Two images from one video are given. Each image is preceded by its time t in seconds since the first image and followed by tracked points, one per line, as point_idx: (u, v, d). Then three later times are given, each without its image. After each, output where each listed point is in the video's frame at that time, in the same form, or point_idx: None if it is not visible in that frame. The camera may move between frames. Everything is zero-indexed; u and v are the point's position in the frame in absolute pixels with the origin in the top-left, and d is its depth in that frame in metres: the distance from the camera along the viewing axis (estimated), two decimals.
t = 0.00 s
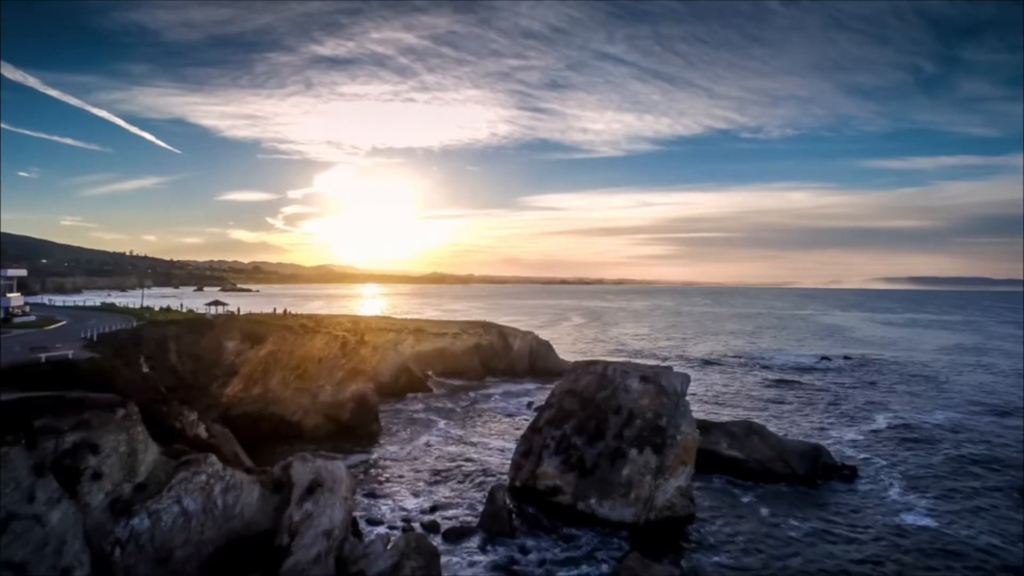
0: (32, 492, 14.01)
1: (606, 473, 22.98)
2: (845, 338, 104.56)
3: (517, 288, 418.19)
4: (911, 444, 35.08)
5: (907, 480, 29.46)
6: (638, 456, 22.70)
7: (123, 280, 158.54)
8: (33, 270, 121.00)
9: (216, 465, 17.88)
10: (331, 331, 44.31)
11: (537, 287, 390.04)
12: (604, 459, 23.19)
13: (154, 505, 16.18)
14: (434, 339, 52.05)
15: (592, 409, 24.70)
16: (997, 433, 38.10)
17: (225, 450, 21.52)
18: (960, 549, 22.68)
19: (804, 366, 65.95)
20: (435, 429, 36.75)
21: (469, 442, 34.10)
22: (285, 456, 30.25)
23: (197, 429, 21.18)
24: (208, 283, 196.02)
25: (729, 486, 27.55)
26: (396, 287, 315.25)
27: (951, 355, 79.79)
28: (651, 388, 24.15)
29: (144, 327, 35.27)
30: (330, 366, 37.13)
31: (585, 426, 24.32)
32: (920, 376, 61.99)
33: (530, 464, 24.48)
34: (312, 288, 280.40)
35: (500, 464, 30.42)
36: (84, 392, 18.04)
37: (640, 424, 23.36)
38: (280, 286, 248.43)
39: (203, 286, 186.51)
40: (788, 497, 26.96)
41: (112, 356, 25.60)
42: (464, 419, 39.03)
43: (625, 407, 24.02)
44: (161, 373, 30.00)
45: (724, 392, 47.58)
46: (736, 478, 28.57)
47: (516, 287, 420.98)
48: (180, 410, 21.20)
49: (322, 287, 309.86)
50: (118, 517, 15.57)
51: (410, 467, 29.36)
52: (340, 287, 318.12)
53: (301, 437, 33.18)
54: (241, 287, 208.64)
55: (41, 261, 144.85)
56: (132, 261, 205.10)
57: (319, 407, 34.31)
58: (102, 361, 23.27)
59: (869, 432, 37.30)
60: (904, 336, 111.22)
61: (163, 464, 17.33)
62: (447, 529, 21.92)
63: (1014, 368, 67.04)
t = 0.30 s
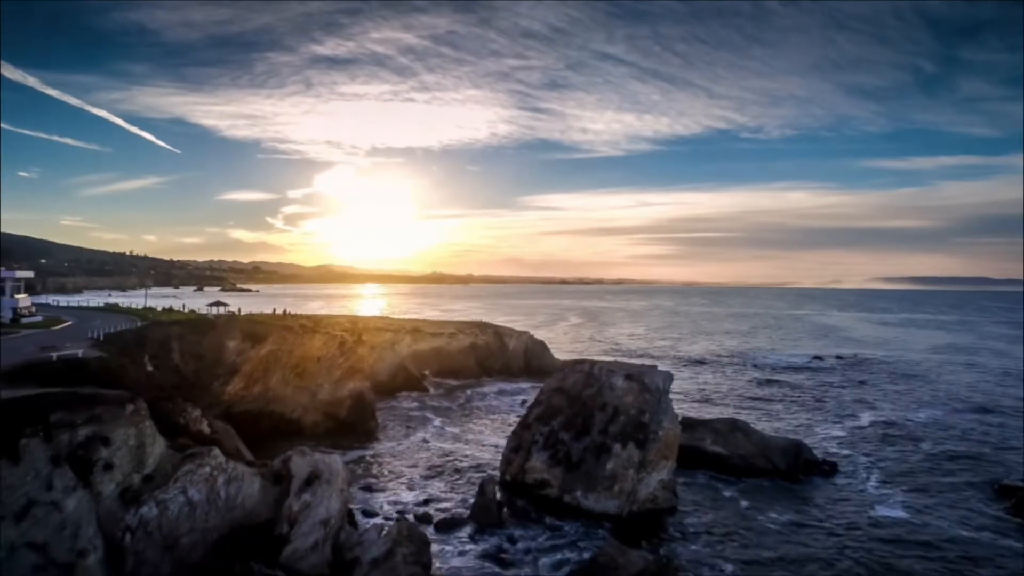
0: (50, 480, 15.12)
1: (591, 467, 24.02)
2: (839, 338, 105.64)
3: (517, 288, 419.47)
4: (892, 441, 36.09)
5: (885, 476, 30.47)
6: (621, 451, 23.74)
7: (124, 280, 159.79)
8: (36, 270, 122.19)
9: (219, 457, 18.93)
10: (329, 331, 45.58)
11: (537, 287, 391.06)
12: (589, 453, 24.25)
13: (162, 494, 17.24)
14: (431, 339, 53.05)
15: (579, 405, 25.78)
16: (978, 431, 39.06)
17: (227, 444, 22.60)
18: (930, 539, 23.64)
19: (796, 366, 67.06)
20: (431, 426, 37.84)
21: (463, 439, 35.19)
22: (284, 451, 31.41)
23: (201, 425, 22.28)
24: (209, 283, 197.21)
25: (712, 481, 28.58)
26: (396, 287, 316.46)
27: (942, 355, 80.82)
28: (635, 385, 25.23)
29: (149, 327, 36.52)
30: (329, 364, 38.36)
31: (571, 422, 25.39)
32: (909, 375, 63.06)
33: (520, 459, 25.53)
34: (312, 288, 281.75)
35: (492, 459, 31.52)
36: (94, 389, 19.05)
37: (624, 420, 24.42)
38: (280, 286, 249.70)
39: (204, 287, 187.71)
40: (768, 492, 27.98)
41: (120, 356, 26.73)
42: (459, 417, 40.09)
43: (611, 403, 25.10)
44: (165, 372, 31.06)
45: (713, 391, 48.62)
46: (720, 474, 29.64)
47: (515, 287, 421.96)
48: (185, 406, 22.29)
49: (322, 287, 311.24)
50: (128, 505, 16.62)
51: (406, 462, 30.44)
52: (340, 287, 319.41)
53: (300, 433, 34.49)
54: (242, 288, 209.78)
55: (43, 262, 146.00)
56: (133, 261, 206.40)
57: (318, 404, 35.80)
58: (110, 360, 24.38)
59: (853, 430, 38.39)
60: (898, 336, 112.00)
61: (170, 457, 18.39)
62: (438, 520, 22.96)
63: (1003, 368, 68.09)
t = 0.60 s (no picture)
0: (64, 470, 16.19)
1: (577, 461, 25.01)
2: (833, 338, 106.54)
3: (516, 288, 420.23)
4: (874, 438, 37.13)
5: (864, 472, 31.49)
6: (606, 446, 24.74)
7: (125, 280, 160.90)
8: (37, 270, 123.27)
9: (221, 451, 19.96)
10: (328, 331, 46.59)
11: (536, 287, 391.88)
12: (576, 449, 25.27)
13: (167, 485, 18.28)
14: (428, 339, 54.06)
15: (566, 403, 26.82)
16: (959, 428, 40.06)
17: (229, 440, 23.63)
18: (901, 530, 24.68)
19: (787, 366, 68.07)
20: (426, 424, 38.88)
21: (457, 436, 36.23)
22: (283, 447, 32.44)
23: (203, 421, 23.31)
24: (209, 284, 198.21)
25: (695, 477, 29.62)
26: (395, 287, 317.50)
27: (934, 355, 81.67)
28: (620, 384, 26.28)
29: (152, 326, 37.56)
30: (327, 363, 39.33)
31: (559, 419, 26.42)
32: (898, 374, 64.03)
33: (509, 455, 26.57)
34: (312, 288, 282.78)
35: (485, 455, 32.58)
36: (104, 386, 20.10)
37: (609, 417, 25.45)
38: (280, 286, 250.74)
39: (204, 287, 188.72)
40: (749, 486, 29.03)
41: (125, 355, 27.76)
42: (454, 415, 41.12)
43: (596, 401, 26.14)
44: (168, 370, 32.06)
45: (704, 390, 49.66)
46: (704, 469, 30.67)
47: (515, 287, 422.81)
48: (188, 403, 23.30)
49: (322, 287, 312.44)
50: (136, 495, 17.66)
51: (401, 458, 31.50)
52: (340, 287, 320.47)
53: (299, 430, 35.51)
54: (241, 288, 210.81)
55: (45, 262, 147.04)
56: (133, 262, 207.49)
57: (316, 403, 36.80)
58: (116, 359, 25.42)
59: (837, 427, 39.42)
60: (892, 335, 112.91)
61: (175, 450, 19.42)
62: (430, 512, 24.01)
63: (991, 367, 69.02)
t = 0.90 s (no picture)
0: (74, 463, 17.08)
1: (566, 457, 25.88)
2: (827, 338, 107.41)
3: (515, 288, 421.77)
4: (859, 436, 38.05)
5: (846, 468, 32.43)
6: (593, 443, 25.63)
7: (125, 280, 161.87)
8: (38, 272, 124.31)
9: (222, 446, 20.88)
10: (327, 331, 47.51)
11: (535, 287, 393.28)
12: (564, 445, 26.17)
13: (171, 479, 19.19)
14: (425, 339, 54.90)
15: (555, 401, 27.75)
16: (943, 427, 40.98)
17: (229, 436, 24.50)
18: (878, 524, 25.61)
19: (780, 365, 68.98)
20: (422, 422, 39.80)
21: (452, 434, 37.12)
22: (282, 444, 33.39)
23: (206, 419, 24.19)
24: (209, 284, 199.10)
25: (682, 473, 30.54)
26: (394, 287, 318.96)
27: (926, 354, 82.54)
28: (607, 383, 27.20)
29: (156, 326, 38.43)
30: (325, 363, 40.26)
31: (548, 416, 27.33)
32: (889, 374, 64.90)
33: (501, 451, 27.47)
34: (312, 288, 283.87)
35: (478, 452, 33.48)
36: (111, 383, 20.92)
37: (596, 414, 26.36)
38: (279, 286, 251.96)
39: (204, 287, 189.62)
40: (734, 482, 29.95)
41: (129, 355, 28.62)
42: (449, 413, 42.05)
43: (584, 399, 27.05)
44: (170, 369, 32.90)
45: (696, 389, 50.56)
46: (691, 466, 31.54)
47: (514, 287, 424.19)
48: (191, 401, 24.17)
49: (322, 287, 313.72)
50: (141, 488, 18.56)
51: (398, 455, 32.42)
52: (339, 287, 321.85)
53: (297, 428, 36.45)
54: (241, 288, 211.62)
55: (45, 262, 148.03)
56: (133, 262, 208.28)
57: (315, 401, 37.76)
58: (121, 358, 26.31)
59: (823, 425, 40.37)
60: (887, 335, 113.76)
61: (179, 446, 20.31)
62: (423, 506, 24.91)
63: (981, 367, 69.93)
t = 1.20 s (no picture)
0: (82, 456, 18.13)
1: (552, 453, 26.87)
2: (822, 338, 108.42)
3: (514, 288, 422.60)
4: (843, 433, 39.05)
5: (827, 464, 33.46)
6: (579, 439, 26.63)
7: (125, 280, 162.93)
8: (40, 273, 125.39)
9: (222, 442, 21.91)
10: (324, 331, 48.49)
11: (534, 287, 394.39)
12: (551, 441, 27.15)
13: (173, 472, 20.22)
14: (421, 339, 55.85)
15: (543, 399, 28.78)
16: (926, 425, 42.03)
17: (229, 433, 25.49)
18: (854, 517, 26.60)
19: (772, 365, 70.03)
20: (417, 420, 40.85)
21: (446, 432, 38.17)
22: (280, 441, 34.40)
23: (207, 416, 25.19)
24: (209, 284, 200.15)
25: (667, 469, 31.57)
26: (393, 288, 320.07)
27: (917, 354, 83.56)
28: (593, 381, 28.27)
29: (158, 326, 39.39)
30: (323, 362, 41.25)
31: (536, 414, 28.36)
32: (879, 373, 65.94)
33: (490, 447, 28.49)
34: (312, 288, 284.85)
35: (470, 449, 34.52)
36: (116, 381, 21.92)
37: (582, 411, 27.41)
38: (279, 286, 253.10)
39: (205, 288, 190.70)
40: (718, 478, 30.91)
41: (132, 354, 29.61)
42: (444, 412, 43.09)
43: (571, 397, 28.08)
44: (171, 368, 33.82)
45: (686, 388, 51.54)
46: (676, 462, 32.56)
47: (513, 287, 425.21)
48: (192, 398, 25.16)
49: (321, 287, 314.96)
50: (145, 480, 19.45)
51: (392, 451, 33.45)
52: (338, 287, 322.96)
53: (296, 426, 37.45)
54: (241, 288, 212.69)
55: (47, 262, 149.09)
56: (133, 261, 209.64)
57: (312, 400, 38.78)
58: (124, 356, 27.29)
59: (809, 423, 41.42)
60: (881, 335, 114.78)
61: (181, 440, 21.33)
62: (415, 499, 25.90)
63: (970, 366, 70.97)
